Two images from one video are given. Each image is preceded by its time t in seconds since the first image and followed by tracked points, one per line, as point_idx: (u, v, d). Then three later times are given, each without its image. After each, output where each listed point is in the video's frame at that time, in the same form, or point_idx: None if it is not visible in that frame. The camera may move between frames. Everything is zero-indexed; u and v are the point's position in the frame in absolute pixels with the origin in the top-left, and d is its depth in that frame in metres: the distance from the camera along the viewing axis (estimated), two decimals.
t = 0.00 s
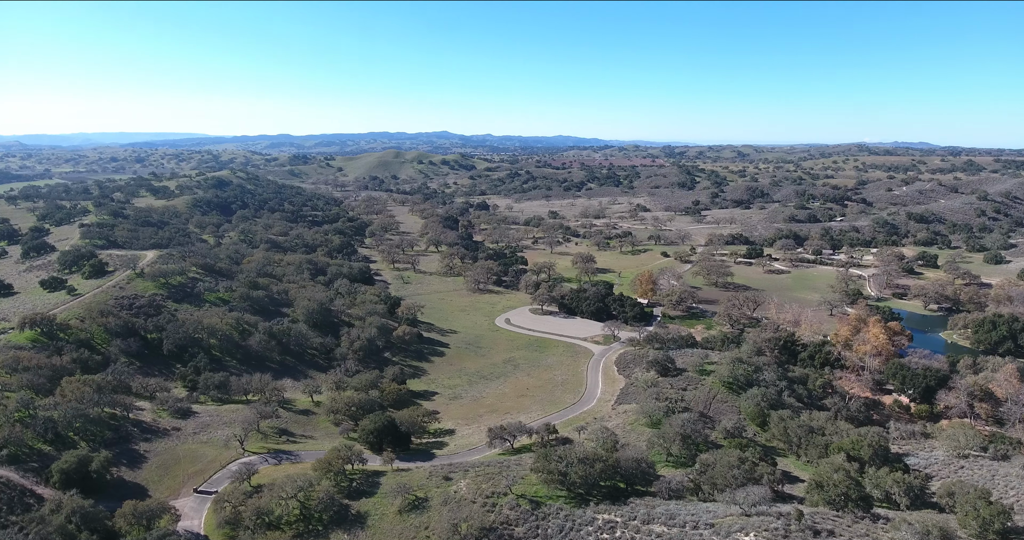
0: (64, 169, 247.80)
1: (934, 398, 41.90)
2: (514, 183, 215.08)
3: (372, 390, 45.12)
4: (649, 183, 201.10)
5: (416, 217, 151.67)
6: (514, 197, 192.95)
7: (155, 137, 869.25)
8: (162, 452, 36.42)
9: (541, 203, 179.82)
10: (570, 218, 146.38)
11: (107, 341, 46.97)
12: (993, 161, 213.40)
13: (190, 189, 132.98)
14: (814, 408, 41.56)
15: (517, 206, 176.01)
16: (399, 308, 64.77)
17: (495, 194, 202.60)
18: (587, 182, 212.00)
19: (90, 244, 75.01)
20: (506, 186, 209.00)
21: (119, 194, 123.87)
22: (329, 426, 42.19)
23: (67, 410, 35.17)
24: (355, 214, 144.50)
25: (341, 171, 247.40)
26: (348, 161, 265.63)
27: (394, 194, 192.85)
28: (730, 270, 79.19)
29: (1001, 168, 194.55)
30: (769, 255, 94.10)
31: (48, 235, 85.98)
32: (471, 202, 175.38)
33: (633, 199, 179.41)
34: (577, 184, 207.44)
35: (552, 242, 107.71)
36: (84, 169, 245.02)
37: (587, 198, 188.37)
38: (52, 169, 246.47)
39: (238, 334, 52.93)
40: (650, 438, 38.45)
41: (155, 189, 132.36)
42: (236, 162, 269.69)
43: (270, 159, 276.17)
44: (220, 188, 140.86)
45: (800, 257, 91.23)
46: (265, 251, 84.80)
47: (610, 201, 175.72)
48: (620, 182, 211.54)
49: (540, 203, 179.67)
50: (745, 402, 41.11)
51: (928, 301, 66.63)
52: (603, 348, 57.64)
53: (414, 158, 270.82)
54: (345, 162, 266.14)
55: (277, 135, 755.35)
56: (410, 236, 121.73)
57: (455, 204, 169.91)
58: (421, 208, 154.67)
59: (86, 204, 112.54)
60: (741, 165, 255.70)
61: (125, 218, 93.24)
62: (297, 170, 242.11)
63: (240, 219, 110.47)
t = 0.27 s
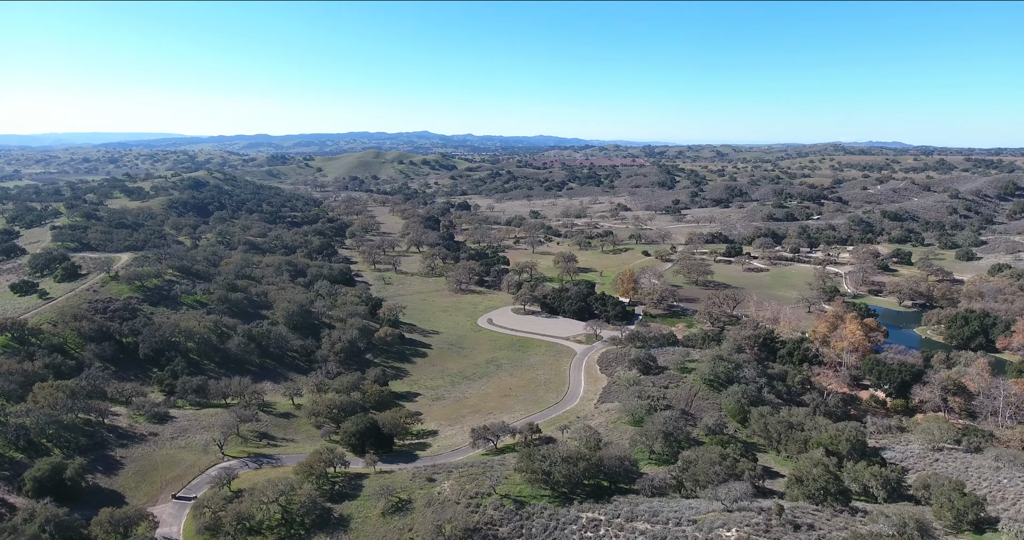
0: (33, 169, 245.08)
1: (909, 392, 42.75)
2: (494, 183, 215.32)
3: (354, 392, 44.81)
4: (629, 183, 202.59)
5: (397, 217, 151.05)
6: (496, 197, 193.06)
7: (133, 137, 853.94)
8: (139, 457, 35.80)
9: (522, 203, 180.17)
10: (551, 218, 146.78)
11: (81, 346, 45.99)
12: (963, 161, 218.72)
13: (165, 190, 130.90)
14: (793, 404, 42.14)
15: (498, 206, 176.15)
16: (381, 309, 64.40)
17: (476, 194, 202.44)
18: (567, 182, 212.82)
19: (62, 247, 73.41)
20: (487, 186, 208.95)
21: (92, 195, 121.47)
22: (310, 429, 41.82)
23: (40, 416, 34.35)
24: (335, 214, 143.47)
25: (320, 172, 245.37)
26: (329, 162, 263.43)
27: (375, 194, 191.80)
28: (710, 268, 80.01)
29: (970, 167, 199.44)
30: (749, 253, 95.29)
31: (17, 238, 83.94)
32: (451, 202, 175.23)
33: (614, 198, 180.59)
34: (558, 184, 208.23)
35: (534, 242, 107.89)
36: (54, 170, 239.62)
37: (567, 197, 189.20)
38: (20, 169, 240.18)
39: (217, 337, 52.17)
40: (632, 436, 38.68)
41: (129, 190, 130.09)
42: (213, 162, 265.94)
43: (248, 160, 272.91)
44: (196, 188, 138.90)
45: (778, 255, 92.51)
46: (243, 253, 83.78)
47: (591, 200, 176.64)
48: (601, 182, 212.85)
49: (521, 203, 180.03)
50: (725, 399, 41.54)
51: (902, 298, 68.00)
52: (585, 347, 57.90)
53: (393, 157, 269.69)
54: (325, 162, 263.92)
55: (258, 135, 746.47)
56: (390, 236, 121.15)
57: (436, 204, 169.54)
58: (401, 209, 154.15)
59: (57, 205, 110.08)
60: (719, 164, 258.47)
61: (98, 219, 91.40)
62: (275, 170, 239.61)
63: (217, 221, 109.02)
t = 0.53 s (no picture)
0: None
1: (882, 387, 43.63)
2: (473, 183, 215.34)
3: (333, 395, 44.42)
4: (608, 183, 203.99)
5: (376, 218, 150.25)
6: (475, 197, 192.84)
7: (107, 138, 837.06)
8: (112, 465, 35.05)
9: (501, 203, 180.36)
10: (530, 218, 147.10)
11: (49, 352, 44.83)
12: (931, 161, 224.52)
13: (137, 192, 128.50)
14: (770, 400, 42.74)
15: (477, 206, 176.10)
16: (359, 311, 63.90)
17: (455, 195, 202.03)
18: (547, 182, 213.80)
19: (29, 250, 71.59)
20: (467, 186, 208.78)
21: (61, 197, 118.66)
22: (288, 432, 41.35)
23: (8, 424, 33.42)
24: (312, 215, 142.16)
25: (298, 173, 242.90)
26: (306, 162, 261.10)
27: (353, 195, 190.52)
28: (688, 267, 80.81)
29: (938, 166, 204.65)
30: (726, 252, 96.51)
31: None
32: (430, 202, 174.85)
33: (593, 198, 181.71)
34: (537, 184, 208.87)
35: (513, 242, 107.97)
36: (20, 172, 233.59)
37: (546, 197, 189.88)
38: None
39: (192, 340, 51.29)
40: (613, 434, 38.89)
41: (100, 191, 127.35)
42: (187, 163, 261.76)
43: (223, 160, 269.18)
44: (169, 190, 136.63)
45: (755, 253, 93.86)
46: (218, 255, 82.59)
47: (570, 200, 177.44)
48: (580, 182, 214.11)
49: (500, 203, 180.23)
50: (704, 396, 42.02)
51: (875, 294, 69.45)
52: (566, 346, 58.10)
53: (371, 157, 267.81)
54: (302, 163, 261.63)
55: (237, 136, 737.09)
56: (369, 237, 120.39)
57: (415, 204, 168.96)
58: (379, 210, 153.36)
59: (23, 207, 107.29)
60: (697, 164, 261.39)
61: (68, 222, 89.33)
62: (251, 172, 236.61)
63: (191, 222, 107.29)
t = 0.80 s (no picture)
0: None
1: (860, 382, 44.41)
2: (456, 183, 215.07)
3: (315, 397, 44.03)
4: (590, 182, 205.12)
5: (357, 218, 149.35)
6: (457, 197, 192.60)
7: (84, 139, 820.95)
8: (88, 472, 34.35)
9: (484, 203, 180.44)
10: (512, 217, 147.30)
11: (22, 357, 43.75)
12: (905, 160, 229.13)
13: (111, 193, 126.13)
14: (751, 397, 43.25)
15: (459, 206, 175.88)
16: (341, 312, 63.44)
17: (437, 194, 201.46)
18: (528, 182, 214.53)
19: None
20: (449, 186, 208.47)
21: (31, 199, 115.91)
22: (270, 436, 40.90)
23: None
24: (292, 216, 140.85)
25: (278, 173, 240.47)
26: (287, 163, 258.60)
27: (334, 195, 189.19)
28: (670, 266, 81.49)
29: (913, 165, 208.75)
30: (707, 250, 97.49)
31: None
32: (412, 202, 174.31)
33: (574, 197, 182.59)
34: (520, 184, 209.29)
35: (496, 242, 107.93)
36: None
37: (529, 197, 190.36)
38: None
39: (170, 344, 50.45)
40: (596, 433, 39.06)
41: (73, 192, 124.74)
42: (163, 164, 257.64)
43: (201, 160, 265.41)
44: (145, 191, 134.36)
45: (735, 251, 94.93)
46: (196, 257, 81.39)
47: (552, 200, 178.04)
48: (561, 181, 214.98)
49: (482, 203, 180.27)
50: (687, 394, 42.38)
51: (852, 291, 70.61)
52: (549, 346, 58.27)
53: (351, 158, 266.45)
54: (283, 163, 259.13)
55: (219, 137, 727.84)
56: (350, 238, 119.58)
57: (396, 205, 168.22)
58: (361, 210, 152.59)
59: None
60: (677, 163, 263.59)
61: (39, 224, 87.27)
62: (229, 172, 233.52)
63: (168, 224, 105.63)
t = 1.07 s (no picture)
0: None
1: (837, 378, 45.17)
2: (437, 183, 214.53)
3: (296, 400, 43.60)
4: (571, 182, 205.97)
5: (337, 218, 148.24)
6: (439, 197, 192.02)
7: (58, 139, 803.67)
8: (63, 479, 33.59)
9: (465, 203, 180.29)
10: (494, 217, 147.32)
11: None
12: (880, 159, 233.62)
13: (84, 194, 123.54)
14: (732, 393, 43.75)
15: (441, 206, 175.46)
16: (322, 314, 62.88)
17: (418, 194, 200.65)
18: (510, 182, 214.76)
19: None
20: (430, 186, 207.89)
21: None
22: (250, 440, 40.42)
23: None
24: (271, 217, 139.29)
25: (257, 173, 237.63)
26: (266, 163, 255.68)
27: (314, 195, 187.55)
28: (651, 264, 82.11)
29: (887, 164, 212.81)
30: (687, 249, 98.40)
31: None
32: (393, 202, 173.53)
33: (556, 197, 183.22)
34: (502, 183, 209.38)
35: (478, 242, 107.80)
36: None
37: (510, 196, 190.49)
38: None
39: (147, 348, 49.54)
40: (579, 431, 39.20)
41: (44, 194, 121.83)
42: (137, 164, 253.00)
43: (177, 161, 261.22)
44: (119, 192, 131.87)
45: (715, 250, 95.96)
46: (173, 259, 80.05)
47: (534, 199, 178.35)
48: (543, 181, 215.54)
49: (464, 203, 180.11)
50: (669, 391, 42.72)
51: (830, 288, 71.77)
52: (532, 345, 58.37)
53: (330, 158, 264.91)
54: (262, 163, 256.23)
55: (199, 137, 717.69)
56: (331, 239, 118.61)
57: (377, 205, 167.24)
58: (341, 210, 151.55)
59: None
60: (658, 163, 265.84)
61: (9, 226, 85.05)
62: (206, 172, 230.09)
63: (143, 225, 103.76)
